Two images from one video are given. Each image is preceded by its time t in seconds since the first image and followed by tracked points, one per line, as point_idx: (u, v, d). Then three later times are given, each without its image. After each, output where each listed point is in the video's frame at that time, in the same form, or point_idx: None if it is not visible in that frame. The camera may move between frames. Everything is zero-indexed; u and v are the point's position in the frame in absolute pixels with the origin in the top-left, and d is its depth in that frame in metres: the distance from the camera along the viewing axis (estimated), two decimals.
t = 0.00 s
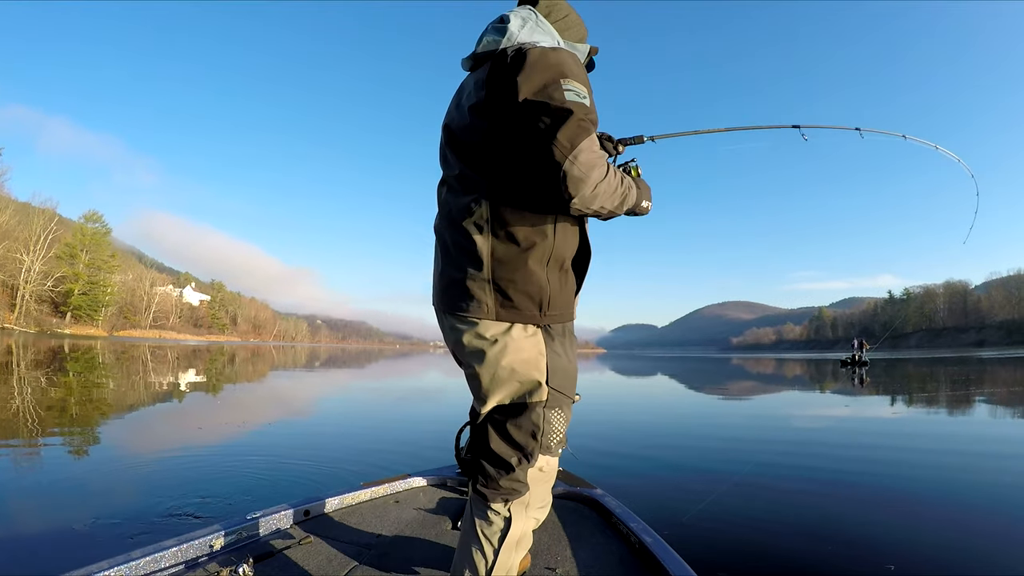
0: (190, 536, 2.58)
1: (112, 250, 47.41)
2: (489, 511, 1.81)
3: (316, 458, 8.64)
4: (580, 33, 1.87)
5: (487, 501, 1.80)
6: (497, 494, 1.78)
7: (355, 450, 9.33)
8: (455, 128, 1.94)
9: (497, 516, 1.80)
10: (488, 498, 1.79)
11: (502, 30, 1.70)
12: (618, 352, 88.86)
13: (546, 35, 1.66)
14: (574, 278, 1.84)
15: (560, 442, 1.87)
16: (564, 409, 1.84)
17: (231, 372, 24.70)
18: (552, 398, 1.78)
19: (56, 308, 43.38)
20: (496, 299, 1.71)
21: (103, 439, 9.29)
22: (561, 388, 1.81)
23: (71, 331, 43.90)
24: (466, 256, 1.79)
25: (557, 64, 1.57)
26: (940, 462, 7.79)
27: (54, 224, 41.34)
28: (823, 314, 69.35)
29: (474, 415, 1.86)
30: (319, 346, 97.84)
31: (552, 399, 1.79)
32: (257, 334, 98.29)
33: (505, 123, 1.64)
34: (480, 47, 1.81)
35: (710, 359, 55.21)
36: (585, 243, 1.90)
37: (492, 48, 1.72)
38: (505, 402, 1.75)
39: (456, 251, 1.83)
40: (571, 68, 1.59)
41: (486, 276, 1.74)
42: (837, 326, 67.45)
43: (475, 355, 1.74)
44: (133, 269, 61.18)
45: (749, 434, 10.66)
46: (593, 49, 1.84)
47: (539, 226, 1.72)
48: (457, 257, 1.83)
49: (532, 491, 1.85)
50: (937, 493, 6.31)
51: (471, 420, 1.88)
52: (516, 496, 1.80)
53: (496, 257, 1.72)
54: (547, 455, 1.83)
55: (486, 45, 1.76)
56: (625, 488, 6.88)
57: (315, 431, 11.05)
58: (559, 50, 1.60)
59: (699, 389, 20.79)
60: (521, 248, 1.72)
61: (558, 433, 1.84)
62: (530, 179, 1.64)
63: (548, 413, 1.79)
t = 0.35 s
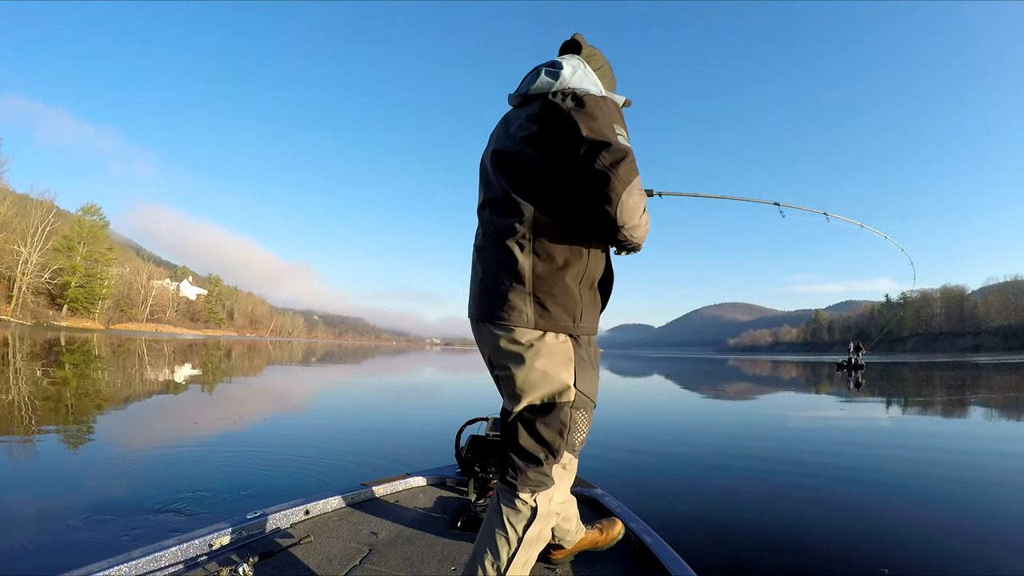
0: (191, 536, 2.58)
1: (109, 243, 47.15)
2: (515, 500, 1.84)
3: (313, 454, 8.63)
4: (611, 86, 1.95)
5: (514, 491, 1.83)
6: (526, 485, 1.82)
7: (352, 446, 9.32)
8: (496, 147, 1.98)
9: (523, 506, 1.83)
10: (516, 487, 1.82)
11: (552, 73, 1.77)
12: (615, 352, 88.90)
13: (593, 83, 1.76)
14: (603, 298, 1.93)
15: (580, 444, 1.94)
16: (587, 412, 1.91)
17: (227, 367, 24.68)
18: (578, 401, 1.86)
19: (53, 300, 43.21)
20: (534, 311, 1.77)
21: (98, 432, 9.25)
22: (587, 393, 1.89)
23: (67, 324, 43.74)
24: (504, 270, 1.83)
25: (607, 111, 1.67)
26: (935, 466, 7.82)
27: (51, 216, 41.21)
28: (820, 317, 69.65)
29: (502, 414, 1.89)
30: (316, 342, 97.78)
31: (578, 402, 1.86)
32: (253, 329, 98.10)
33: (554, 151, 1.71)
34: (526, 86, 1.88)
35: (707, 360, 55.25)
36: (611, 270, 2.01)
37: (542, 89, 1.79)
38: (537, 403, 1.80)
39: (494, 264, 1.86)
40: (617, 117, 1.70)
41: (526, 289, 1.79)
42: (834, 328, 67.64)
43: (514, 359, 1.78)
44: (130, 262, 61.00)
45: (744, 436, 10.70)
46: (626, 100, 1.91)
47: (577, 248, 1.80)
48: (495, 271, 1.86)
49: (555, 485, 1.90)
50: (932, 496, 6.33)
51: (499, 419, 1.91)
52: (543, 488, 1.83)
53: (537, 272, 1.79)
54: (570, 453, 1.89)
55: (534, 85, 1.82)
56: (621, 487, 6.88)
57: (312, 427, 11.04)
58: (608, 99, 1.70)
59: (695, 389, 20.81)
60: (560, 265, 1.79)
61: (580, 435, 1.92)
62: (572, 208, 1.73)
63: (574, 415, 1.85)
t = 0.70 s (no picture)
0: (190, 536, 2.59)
1: (106, 245, 46.94)
2: (550, 453, 2.14)
3: (312, 455, 8.63)
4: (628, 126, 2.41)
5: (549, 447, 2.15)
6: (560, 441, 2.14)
7: (351, 447, 9.33)
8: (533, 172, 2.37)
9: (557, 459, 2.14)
10: (551, 443, 2.14)
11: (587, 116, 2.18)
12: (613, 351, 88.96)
13: (617, 127, 2.21)
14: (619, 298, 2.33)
15: (603, 413, 2.27)
16: (608, 385, 2.26)
17: (224, 369, 24.60)
18: (601, 375, 2.21)
19: (49, 303, 43.01)
20: (566, 305, 2.15)
21: (96, 435, 9.23)
22: (607, 368, 2.24)
23: (63, 326, 43.54)
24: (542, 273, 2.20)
25: (632, 146, 2.09)
26: (933, 463, 7.85)
27: (47, 218, 41.07)
28: (817, 315, 69.87)
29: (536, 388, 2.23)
30: (314, 343, 97.58)
31: (600, 375, 2.21)
32: (250, 331, 97.84)
33: (586, 177, 2.11)
34: (562, 123, 2.29)
35: (704, 358, 55.32)
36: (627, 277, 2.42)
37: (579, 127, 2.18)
38: (567, 377, 2.15)
39: (532, 266, 2.23)
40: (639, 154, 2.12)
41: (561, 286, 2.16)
42: (831, 326, 67.82)
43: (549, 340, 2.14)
44: (126, 264, 60.73)
45: (743, 434, 10.69)
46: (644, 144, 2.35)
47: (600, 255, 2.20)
48: (534, 274, 2.23)
49: (585, 446, 2.19)
50: (930, 493, 6.36)
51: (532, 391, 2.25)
52: (575, 443, 2.15)
53: (568, 273, 2.17)
54: (596, 420, 2.22)
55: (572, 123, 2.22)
56: (620, 487, 6.87)
57: (310, 428, 11.01)
58: (631, 138, 2.13)
59: (693, 388, 20.87)
60: (586, 268, 2.19)
61: (603, 405, 2.25)
62: (604, 222, 2.14)
63: (597, 386, 2.20)
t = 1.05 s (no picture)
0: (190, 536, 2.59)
1: (101, 249, 46.68)
2: (557, 439, 2.30)
3: (312, 455, 8.62)
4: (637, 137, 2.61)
5: (558, 430, 2.30)
6: (567, 425, 2.29)
7: (351, 446, 9.33)
8: (550, 177, 2.52)
9: (563, 442, 2.28)
10: (560, 428, 2.29)
11: (603, 128, 2.35)
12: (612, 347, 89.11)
13: (631, 140, 2.38)
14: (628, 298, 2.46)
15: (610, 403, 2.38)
16: (615, 377, 2.38)
17: (221, 371, 24.51)
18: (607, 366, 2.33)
19: (45, 307, 42.87)
20: (579, 299, 2.27)
21: (94, 439, 9.21)
22: (613, 362, 2.37)
23: (60, 330, 43.38)
24: (556, 271, 2.32)
25: (644, 157, 2.26)
26: (931, 453, 7.87)
27: (42, 222, 40.92)
28: (813, 308, 70.31)
29: (547, 378, 2.36)
30: (312, 344, 97.45)
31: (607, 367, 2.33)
32: (247, 333, 97.68)
33: (602, 183, 2.27)
34: (579, 133, 2.46)
35: (702, 353, 55.38)
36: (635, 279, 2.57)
37: (595, 139, 2.35)
38: (577, 368, 2.27)
39: (548, 262, 2.36)
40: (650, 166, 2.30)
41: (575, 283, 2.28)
42: (827, 319, 68.08)
43: (562, 332, 2.25)
44: (121, 267, 60.51)
45: (742, 427, 10.71)
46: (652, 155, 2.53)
47: (610, 255, 2.34)
48: (549, 270, 2.35)
49: (592, 433, 2.32)
50: (928, 483, 6.37)
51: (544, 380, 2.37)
52: (582, 428, 2.29)
53: (582, 271, 2.30)
54: (603, 410, 2.34)
55: (588, 134, 2.39)
56: (620, 483, 6.88)
57: (309, 428, 10.99)
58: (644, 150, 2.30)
59: (691, 383, 20.94)
60: (598, 266, 2.33)
61: (610, 396, 2.36)
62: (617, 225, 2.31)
63: (605, 377, 2.31)
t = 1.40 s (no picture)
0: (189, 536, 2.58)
1: (98, 249, 46.47)
2: (548, 436, 2.32)
3: (310, 454, 8.61)
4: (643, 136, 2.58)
5: (549, 427, 2.33)
6: (556, 421, 2.31)
7: (349, 446, 9.32)
8: (553, 182, 2.59)
9: (552, 438, 2.30)
10: (550, 425, 2.32)
11: (596, 128, 2.37)
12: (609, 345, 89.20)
13: (628, 136, 2.36)
14: (626, 294, 2.42)
15: (604, 402, 2.35)
16: (608, 376, 2.35)
17: (219, 371, 24.48)
18: (597, 364, 2.31)
19: (42, 309, 42.78)
20: (569, 298, 2.31)
21: (92, 440, 9.19)
22: (606, 360, 2.34)
23: (57, 331, 43.22)
24: (551, 271, 2.39)
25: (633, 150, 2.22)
26: (929, 449, 7.89)
27: (38, 223, 40.76)
28: (810, 305, 70.55)
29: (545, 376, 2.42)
30: (310, 343, 97.33)
31: (597, 365, 2.31)
32: (244, 333, 97.53)
33: (590, 183, 2.30)
34: (578, 136, 2.50)
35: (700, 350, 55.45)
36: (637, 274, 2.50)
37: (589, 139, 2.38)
38: (566, 365, 2.30)
39: (545, 265, 2.44)
40: (643, 158, 2.24)
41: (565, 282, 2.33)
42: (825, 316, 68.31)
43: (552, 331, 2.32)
44: (117, 267, 60.29)
45: (740, 424, 10.71)
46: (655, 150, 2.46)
47: (600, 251, 2.33)
48: (547, 271, 2.42)
49: (584, 431, 2.31)
50: (926, 480, 6.37)
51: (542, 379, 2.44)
52: (570, 425, 2.29)
53: (574, 270, 2.34)
54: (595, 408, 2.32)
55: (583, 136, 2.43)
56: (618, 480, 6.88)
57: (306, 428, 10.98)
58: (634, 144, 2.27)
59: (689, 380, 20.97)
60: (589, 264, 2.34)
61: (602, 394, 2.33)
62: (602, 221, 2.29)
63: (594, 375, 2.30)
